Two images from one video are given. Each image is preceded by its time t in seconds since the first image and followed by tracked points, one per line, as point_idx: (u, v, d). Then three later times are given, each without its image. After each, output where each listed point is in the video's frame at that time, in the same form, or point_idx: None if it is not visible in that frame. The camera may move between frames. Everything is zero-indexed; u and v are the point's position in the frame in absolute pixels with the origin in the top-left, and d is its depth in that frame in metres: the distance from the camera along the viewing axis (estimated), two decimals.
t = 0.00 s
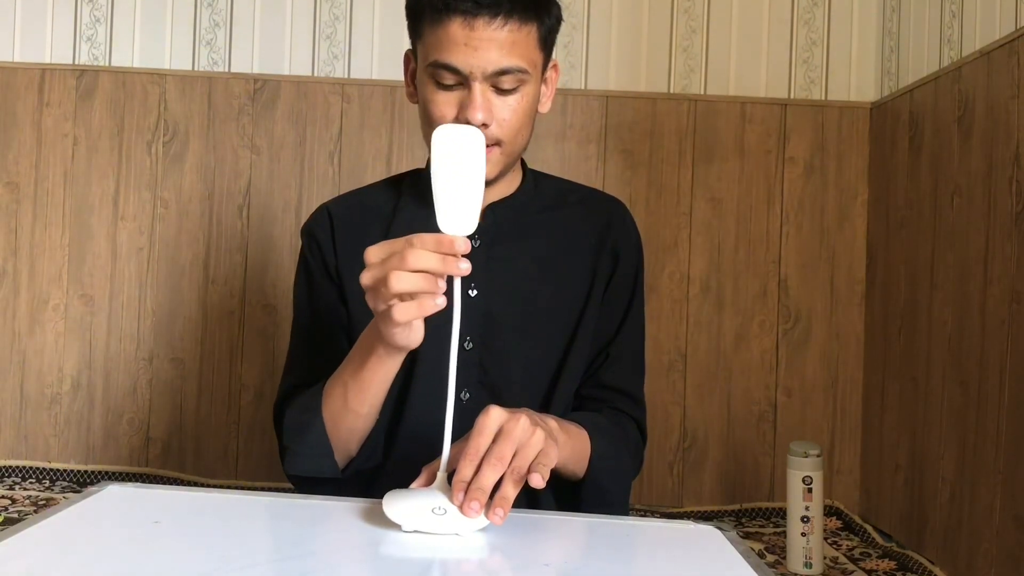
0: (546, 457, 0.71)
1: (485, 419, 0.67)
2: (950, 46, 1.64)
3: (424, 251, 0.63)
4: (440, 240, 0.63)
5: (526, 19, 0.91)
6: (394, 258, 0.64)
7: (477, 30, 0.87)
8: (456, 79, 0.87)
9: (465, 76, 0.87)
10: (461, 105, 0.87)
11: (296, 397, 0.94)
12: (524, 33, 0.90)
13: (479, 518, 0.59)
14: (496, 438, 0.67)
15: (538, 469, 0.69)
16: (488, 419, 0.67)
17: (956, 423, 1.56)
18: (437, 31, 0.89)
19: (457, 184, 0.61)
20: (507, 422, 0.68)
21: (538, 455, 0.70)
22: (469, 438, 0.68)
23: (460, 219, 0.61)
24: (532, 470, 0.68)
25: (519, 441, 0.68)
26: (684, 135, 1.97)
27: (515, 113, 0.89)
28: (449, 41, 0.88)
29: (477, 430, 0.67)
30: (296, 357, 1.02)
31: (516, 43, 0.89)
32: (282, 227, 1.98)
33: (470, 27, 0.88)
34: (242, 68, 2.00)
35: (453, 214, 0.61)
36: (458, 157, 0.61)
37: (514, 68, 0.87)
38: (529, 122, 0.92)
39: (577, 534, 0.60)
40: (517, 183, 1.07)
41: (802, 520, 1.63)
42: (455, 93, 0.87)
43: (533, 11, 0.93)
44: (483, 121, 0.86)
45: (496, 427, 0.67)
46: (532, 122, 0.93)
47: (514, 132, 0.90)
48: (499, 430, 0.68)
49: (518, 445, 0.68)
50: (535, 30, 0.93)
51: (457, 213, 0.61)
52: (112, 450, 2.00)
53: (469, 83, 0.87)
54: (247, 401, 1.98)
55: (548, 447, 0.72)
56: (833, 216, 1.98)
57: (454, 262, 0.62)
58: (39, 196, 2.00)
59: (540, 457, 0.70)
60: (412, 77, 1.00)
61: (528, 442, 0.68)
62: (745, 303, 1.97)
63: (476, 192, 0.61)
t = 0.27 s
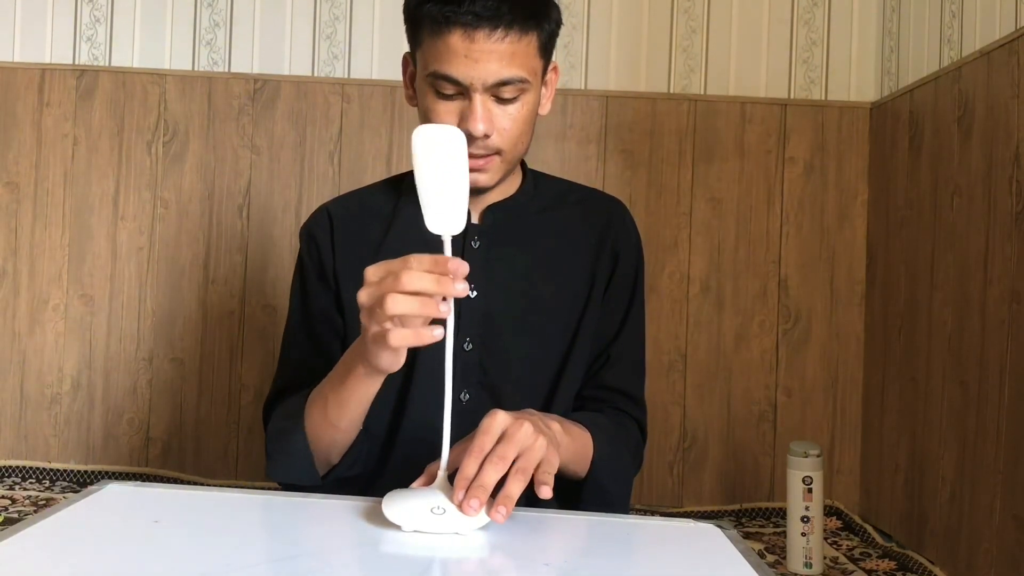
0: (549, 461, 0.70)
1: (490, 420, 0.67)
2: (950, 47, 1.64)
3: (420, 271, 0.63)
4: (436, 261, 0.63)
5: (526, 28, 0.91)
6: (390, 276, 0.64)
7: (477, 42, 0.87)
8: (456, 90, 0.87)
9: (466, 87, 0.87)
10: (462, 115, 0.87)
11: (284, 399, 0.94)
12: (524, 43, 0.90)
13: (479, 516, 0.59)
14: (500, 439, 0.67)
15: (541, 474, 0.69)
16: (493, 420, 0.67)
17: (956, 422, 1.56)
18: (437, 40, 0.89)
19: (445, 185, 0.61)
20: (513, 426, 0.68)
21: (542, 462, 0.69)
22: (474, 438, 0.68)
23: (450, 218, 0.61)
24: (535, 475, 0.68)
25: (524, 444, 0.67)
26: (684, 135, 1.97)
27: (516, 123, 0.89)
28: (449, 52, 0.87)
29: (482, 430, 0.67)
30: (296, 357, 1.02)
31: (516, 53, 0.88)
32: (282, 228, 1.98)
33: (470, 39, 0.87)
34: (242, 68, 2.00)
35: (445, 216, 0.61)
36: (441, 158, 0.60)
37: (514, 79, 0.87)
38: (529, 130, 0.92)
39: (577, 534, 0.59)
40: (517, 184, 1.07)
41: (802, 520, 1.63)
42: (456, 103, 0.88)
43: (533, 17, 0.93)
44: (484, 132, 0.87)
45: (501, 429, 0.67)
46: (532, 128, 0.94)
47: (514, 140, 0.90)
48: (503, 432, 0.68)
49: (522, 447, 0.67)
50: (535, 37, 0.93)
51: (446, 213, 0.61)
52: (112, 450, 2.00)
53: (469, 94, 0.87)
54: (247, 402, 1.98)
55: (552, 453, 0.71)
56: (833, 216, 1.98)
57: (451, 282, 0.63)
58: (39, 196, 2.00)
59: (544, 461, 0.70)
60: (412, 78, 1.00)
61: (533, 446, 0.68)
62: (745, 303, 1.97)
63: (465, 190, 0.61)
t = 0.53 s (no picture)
0: (549, 466, 0.70)
1: (493, 421, 0.67)
2: (950, 47, 1.64)
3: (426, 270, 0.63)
4: (441, 257, 0.63)
5: (525, 31, 0.91)
6: (397, 271, 0.65)
7: (476, 46, 0.87)
8: (455, 93, 0.87)
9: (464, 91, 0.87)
10: (461, 119, 0.87)
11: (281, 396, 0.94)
12: (522, 45, 0.90)
13: (479, 516, 0.59)
14: (502, 441, 0.67)
15: (538, 479, 0.69)
16: (496, 421, 0.67)
17: (956, 422, 1.56)
18: (435, 44, 0.88)
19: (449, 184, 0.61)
20: (515, 428, 0.68)
21: (541, 466, 0.69)
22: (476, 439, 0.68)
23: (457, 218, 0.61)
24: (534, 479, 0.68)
25: (525, 447, 0.67)
26: (684, 135, 1.97)
27: (514, 126, 0.89)
28: (447, 55, 0.87)
29: (485, 430, 0.67)
30: (297, 357, 1.02)
31: (515, 57, 0.88)
32: (282, 228, 1.98)
33: (469, 43, 0.87)
34: (242, 68, 2.00)
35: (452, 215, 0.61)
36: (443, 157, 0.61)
37: (513, 82, 0.87)
38: (528, 133, 0.92)
39: (578, 534, 0.59)
40: (516, 185, 1.07)
41: (802, 520, 1.63)
42: (455, 106, 0.88)
43: (531, 20, 0.93)
44: (483, 136, 0.87)
45: (504, 430, 0.67)
46: (531, 131, 0.94)
47: (514, 143, 0.90)
48: (506, 433, 0.68)
49: (524, 450, 0.67)
50: (534, 40, 0.92)
51: (453, 212, 0.61)
52: (112, 450, 2.00)
53: (468, 97, 0.87)
54: (247, 401, 1.98)
55: (553, 459, 0.71)
56: (833, 216, 1.98)
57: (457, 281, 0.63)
58: (39, 196, 2.00)
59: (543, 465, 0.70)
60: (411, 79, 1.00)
61: (534, 450, 0.68)
62: (745, 303, 1.97)
63: (474, 189, 0.61)
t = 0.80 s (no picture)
0: (545, 466, 0.70)
1: (490, 420, 0.67)
2: (950, 47, 1.64)
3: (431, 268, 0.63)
4: (446, 255, 0.63)
5: (526, 32, 0.91)
6: (404, 266, 0.65)
7: (477, 45, 0.87)
8: (455, 92, 0.87)
9: (465, 90, 0.86)
10: (461, 118, 0.87)
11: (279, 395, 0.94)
12: (524, 45, 0.90)
13: (473, 517, 0.59)
14: (499, 441, 0.67)
15: (534, 480, 0.69)
16: (493, 421, 0.67)
17: (956, 422, 1.56)
18: (436, 43, 0.88)
19: (453, 181, 0.61)
20: (512, 428, 0.68)
21: (537, 466, 0.69)
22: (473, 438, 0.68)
23: (461, 214, 0.61)
24: (529, 479, 0.68)
25: (522, 447, 0.67)
26: (684, 135, 1.97)
27: (515, 126, 0.89)
28: (448, 55, 0.87)
29: (481, 430, 0.67)
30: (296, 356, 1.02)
31: (516, 57, 0.88)
32: (282, 228, 1.97)
33: (470, 42, 0.87)
34: (242, 68, 2.00)
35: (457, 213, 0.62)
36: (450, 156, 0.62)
37: (513, 82, 0.87)
38: (528, 133, 0.92)
39: (577, 534, 0.59)
40: (517, 184, 1.07)
41: (802, 520, 1.63)
42: (455, 106, 0.88)
43: (533, 21, 0.93)
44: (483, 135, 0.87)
45: (501, 430, 0.67)
46: (532, 131, 0.93)
47: (514, 143, 0.90)
48: (503, 433, 0.68)
49: (521, 450, 0.67)
50: (535, 40, 0.92)
51: (457, 209, 0.61)
52: (112, 450, 2.00)
53: (469, 97, 0.87)
54: (246, 401, 1.98)
55: (549, 459, 0.71)
56: (833, 216, 1.98)
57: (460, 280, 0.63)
58: (39, 196, 2.00)
59: (540, 465, 0.70)
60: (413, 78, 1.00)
61: (531, 450, 0.68)
62: (745, 303, 1.97)
63: (479, 187, 0.61)
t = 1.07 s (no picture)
0: (547, 471, 0.70)
1: (493, 423, 0.67)
2: (950, 47, 1.64)
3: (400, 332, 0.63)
4: (416, 317, 0.65)
5: (532, 37, 0.91)
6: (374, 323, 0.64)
7: (482, 50, 0.87)
8: (460, 97, 0.87)
9: (470, 94, 0.87)
10: (466, 122, 0.87)
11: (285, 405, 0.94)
12: (530, 49, 0.90)
13: (473, 517, 0.59)
14: (502, 444, 0.67)
15: (535, 484, 0.69)
16: (496, 424, 0.67)
17: (956, 422, 1.56)
18: (441, 47, 0.88)
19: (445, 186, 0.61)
20: (515, 432, 0.68)
21: (540, 470, 0.69)
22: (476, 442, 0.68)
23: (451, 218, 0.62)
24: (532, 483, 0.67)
25: (525, 451, 0.67)
26: (684, 135, 1.97)
27: (519, 131, 0.89)
28: (453, 59, 0.87)
29: (484, 433, 0.67)
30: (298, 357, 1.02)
31: (521, 62, 0.88)
32: (282, 228, 1.98)
33: (475, 47, 0.87)
34: (242, 68, 2.00)
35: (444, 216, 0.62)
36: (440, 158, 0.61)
37: (518, 87, 0.87)
38: (532, 137, 0.92)
39: (578, 535, 0.59)
40: (520, 185, 1.07)
41: (802, 520, 1.63)
42: (460, 110, 0.88)
43: (539, 26, 0.93)
44: (488, 140, 0.87)
45: (504, 433, 0.67)
46: (536, 134, 0.94)
47: (519, 147, 0.91)
48: (506, 437, 0.68)
49: (524, 454, 0.67)
50: (541, 45, 0.92)
51: (443, 213, 0.61)
52: (112, 450, 2.00)
53: (474, 101, 0.87)
54: (246, 401, 1.98)
55: (551, 463, 0.71)
56: (833, 216, 1.98)
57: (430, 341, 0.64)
58: (39, 196, 2.00)
59: (542, 469, 0.69)
60: (416, 79, 1.00)
61: (534, 454, 0.68)
62: (745, 303, 1.97)
63: (465, 191, 0.61)
